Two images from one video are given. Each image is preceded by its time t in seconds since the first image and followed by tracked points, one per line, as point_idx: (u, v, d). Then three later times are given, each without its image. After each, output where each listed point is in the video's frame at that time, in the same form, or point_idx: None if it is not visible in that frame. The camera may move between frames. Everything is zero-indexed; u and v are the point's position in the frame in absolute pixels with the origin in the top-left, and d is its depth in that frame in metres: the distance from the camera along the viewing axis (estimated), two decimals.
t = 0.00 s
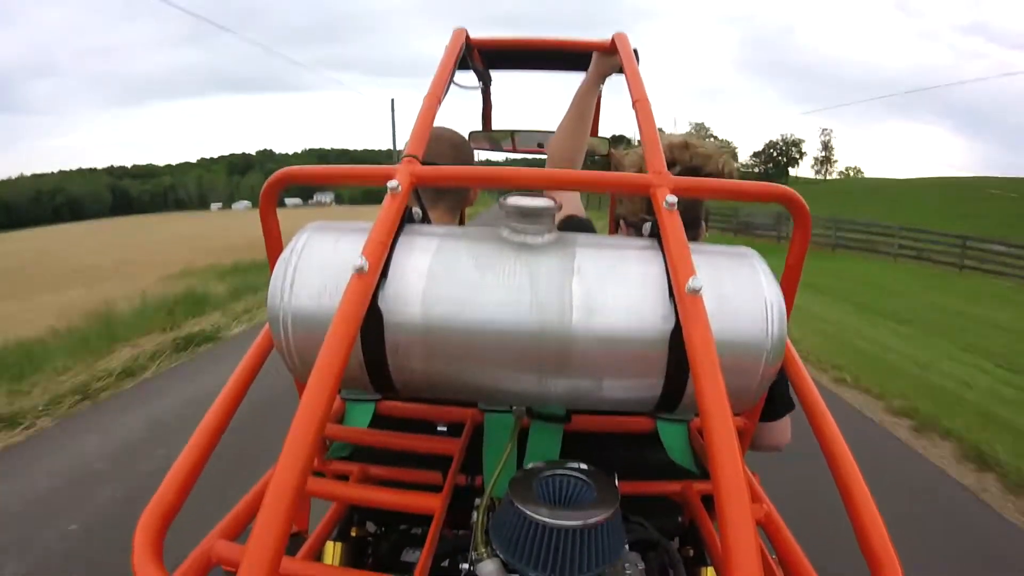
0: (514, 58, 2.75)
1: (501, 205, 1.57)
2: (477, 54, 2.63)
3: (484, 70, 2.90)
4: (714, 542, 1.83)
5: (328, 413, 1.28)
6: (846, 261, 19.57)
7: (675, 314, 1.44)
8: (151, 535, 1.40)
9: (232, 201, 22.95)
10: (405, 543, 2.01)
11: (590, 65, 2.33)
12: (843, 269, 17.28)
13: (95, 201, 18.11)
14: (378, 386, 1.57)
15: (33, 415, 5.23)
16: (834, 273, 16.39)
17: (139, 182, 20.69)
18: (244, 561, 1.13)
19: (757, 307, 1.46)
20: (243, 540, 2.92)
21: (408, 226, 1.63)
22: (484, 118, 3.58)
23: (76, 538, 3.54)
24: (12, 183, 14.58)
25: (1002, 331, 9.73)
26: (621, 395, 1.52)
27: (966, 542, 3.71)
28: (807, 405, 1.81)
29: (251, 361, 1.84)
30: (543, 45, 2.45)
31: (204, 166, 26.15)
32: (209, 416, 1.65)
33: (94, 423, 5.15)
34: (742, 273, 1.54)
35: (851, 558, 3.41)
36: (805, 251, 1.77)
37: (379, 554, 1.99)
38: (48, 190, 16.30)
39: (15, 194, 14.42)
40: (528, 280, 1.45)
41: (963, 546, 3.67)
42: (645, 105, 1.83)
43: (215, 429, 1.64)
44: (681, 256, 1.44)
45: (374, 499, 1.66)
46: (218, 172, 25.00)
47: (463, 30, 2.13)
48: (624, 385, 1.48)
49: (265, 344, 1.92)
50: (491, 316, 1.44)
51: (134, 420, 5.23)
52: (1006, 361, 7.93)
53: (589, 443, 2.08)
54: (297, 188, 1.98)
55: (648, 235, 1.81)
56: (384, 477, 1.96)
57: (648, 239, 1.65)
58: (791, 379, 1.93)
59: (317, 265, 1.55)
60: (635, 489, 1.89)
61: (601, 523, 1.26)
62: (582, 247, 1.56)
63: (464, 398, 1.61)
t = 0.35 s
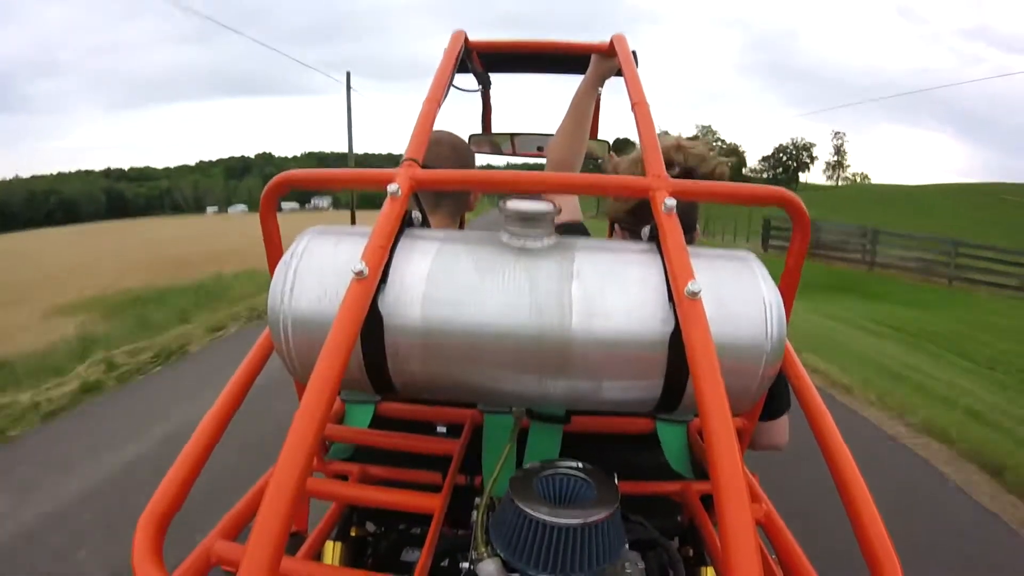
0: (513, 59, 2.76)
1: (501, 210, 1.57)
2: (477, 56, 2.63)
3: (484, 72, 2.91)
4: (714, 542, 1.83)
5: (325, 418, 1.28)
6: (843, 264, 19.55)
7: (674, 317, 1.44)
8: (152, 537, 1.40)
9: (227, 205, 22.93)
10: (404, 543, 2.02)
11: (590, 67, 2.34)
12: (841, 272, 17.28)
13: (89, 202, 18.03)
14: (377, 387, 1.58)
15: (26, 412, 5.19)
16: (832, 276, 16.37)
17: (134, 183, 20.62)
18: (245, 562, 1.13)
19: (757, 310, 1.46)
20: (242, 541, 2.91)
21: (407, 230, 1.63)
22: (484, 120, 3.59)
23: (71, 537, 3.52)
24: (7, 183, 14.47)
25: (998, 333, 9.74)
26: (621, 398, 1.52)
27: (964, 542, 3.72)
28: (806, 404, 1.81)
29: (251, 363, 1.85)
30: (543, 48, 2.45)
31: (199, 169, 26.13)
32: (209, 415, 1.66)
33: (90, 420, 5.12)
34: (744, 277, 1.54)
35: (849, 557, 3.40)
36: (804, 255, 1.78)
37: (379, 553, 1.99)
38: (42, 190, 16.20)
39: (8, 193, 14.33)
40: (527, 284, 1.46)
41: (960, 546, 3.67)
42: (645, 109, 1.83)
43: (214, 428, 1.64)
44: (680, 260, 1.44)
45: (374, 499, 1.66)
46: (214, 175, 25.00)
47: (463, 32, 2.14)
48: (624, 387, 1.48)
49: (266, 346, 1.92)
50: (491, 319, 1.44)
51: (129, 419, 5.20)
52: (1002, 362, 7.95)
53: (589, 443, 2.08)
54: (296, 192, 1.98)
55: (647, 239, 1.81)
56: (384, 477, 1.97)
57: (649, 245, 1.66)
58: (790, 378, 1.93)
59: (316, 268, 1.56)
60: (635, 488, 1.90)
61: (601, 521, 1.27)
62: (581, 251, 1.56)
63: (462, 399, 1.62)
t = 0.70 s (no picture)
0: (513, 60, 2.76)
1: (501, 214, 1.57)
2: (477, 56, 2.64)
3: (484, 73, 2.91)
4: (714, 543, 1.82)
5: (327, 418, 1.28)
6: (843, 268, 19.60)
7: (674, 318, 1.44)
8: (153, 537, 1.40)
9: (225, 208, 23.03)
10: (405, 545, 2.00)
11: (591, 65, 2.36)
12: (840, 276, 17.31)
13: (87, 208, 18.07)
14: (379, 386, 1.58)
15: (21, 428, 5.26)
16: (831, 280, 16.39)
17: (130, 192, 20.76)
18: (245, 562, 1.13)
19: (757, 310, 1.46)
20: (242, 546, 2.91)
21: (407, 233, 1.64)
22: (484, 123, 3.59)
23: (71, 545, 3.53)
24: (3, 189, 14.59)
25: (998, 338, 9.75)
26: (621, 397, 1.52)
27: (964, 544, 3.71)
28: (806, 405, 1.81)
29: (249, 363, 1.84)
30: (542, 48, 2.45)
31: (197, 173, 26.22)
32: (209, 414, 1.66)
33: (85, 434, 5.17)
34: (744, 278, 1.54)
35: (850, 558, 3.39)
36: (804, 259, 1.78)
37: (380, 556, 1.98)
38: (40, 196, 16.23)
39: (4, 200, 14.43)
40: (528, 284, 1.46)
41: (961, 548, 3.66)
42: (645, 112, 1.83)
43: (214, 428, 1.64)
44: (680, 261, 1.44)
45: (374, 499, 1.66)
46: (212, 179, 25.07)
47: (463, 30, 2.14)
48: (623, 388, 1.48)
49: (265, 346, 1.92)
50: (492, 320, 1.44)
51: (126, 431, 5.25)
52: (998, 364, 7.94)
53: (588, 443, 2.09)
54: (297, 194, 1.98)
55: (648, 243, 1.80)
56: (385, 476, 1.96)
57: (649, 247, 1.66)
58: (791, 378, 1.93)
59: (316, 270, 1.56)
60: (634, 489, 1.90)
61: (601, 521, 1.27)
62: (582, 253, 1.57)
63: (463, 398, 1.63)
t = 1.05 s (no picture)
0: (513, 61, 2.76)
1: (501, 212, 1.58)
2: (477, 59, 2.65)
3: (484, 74, 2.91)
4: (715, 545, 1.82)
5: (328, 416, 1.28)
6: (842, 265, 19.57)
7: (675, 316, 1.44)
8: (153, 536, 1.40)
9: (221, 205, 23.01)
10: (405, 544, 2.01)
11: (590, 69, 2.37)
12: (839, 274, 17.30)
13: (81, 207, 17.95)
14: (379, 385, 1.58)
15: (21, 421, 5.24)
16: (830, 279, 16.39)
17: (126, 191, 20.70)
18: (245, 561, 1.13)
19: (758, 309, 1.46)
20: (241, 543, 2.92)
21: (407, 230, 1.64)
22: (484, 122, 3.59)
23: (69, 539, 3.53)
24: None
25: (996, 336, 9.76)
26: (621, 396, 1.52)
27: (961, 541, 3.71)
28: (806, 404, 1.82)
29: (249, 362, 1.84)
30: (542, 49, 2.45)
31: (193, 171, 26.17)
32: (210, 413, 1.66)
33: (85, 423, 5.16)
34: (743, 277, 1.55)
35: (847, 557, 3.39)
36: (804, 256, 1.78)
37: (380, 555, 1.99)
38: (33, 194, 16.10)
39: None
40: (528, 283, 1.46)
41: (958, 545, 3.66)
42: (645, 112, 1.83)
43: (215, 427, 1.64)
44: (681, 259, 1.44)
45: (374, 500, 1.66)
46: (208, 178, 25.04)
47: (463, 34, 2.14)
48: (624, 386, 1.48)
49: (265, 345, 1.92)
50: (492, 318, 1.44)
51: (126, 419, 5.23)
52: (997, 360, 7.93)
53: (588, 445, 2.08)
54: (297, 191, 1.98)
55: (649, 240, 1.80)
56: (385, 477, 1.96)
57: (649, 246, 1.66)
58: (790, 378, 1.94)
59: (317, 267, 1.56)
60: (635, 490, 1.90)
61: (600, 516, 1.27)
62: (582, 250, 1.57)
63: (464, 397, 1.63)
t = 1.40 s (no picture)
0: (515, 58, 2.76)
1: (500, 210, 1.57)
2: (477, 56, 2.64)
3: (484, 73, 2.90)
4: (714, 544, 1.82)
5: (328, 414, 1.28)
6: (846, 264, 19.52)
7: (675, 314, 1.44)
8: (153, 534, 1.39)
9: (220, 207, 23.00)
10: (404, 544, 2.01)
11: (590, 67, 2.36)
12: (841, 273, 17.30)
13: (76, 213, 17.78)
14: (378, 383, 1.58)
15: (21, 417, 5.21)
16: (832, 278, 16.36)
17: (123, 193, 20.69)
18: (245, 559, 1.13)
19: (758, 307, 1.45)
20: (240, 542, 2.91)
21: (407, 228, 1.63)
22: (484, 121, 3.59)
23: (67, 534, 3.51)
24: None
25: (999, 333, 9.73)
26: (621, 395, 1.52)
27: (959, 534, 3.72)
28: (806, 401, 1.82)
29: (249, 361, 1.84)
30: (542, 47, 2.45)
31: (191, 174, 26.14)
32: (210, 412, 1.66)
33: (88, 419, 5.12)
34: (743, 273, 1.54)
35: (846, 555, 3.39)
36: (804, 254, 1.77)
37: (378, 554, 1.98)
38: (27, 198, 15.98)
39: None
40: (528, 280, 1.45)
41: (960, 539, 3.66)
42: (645, 109, 1.83)
43: (215, 426, 1.64)
44: (681, 257, 1.44)
45: (373, 499, 1.66)
46: (206, 181, 25.00)
47: (463, 31, 2.13)
48: (624, 384, 1.48)
49: (264, 344, 1.92)
50: (492, 316, 1.44)
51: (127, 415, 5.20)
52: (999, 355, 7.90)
53: (588, 443, 2.08)
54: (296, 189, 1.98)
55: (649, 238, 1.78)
56: (385, 477, 1.96)
57: (649, 244, 1.66)
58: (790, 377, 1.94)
59: (316, 265, 1.56)
60: (634, 489, 1.89)
61: (599, 516, 1.26)
62: (582, 248, 1.56)
63: (464, 396, 1.63)
